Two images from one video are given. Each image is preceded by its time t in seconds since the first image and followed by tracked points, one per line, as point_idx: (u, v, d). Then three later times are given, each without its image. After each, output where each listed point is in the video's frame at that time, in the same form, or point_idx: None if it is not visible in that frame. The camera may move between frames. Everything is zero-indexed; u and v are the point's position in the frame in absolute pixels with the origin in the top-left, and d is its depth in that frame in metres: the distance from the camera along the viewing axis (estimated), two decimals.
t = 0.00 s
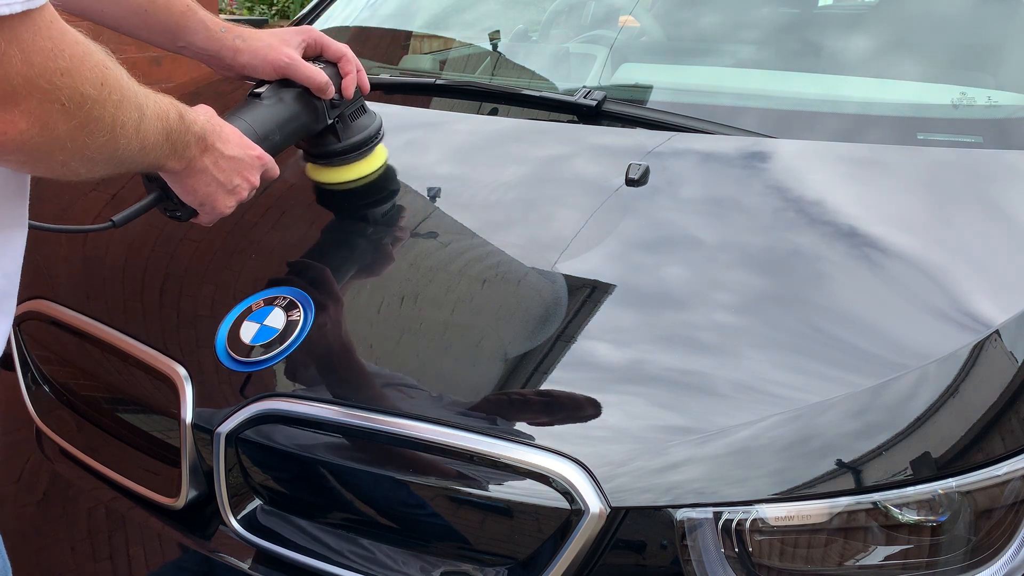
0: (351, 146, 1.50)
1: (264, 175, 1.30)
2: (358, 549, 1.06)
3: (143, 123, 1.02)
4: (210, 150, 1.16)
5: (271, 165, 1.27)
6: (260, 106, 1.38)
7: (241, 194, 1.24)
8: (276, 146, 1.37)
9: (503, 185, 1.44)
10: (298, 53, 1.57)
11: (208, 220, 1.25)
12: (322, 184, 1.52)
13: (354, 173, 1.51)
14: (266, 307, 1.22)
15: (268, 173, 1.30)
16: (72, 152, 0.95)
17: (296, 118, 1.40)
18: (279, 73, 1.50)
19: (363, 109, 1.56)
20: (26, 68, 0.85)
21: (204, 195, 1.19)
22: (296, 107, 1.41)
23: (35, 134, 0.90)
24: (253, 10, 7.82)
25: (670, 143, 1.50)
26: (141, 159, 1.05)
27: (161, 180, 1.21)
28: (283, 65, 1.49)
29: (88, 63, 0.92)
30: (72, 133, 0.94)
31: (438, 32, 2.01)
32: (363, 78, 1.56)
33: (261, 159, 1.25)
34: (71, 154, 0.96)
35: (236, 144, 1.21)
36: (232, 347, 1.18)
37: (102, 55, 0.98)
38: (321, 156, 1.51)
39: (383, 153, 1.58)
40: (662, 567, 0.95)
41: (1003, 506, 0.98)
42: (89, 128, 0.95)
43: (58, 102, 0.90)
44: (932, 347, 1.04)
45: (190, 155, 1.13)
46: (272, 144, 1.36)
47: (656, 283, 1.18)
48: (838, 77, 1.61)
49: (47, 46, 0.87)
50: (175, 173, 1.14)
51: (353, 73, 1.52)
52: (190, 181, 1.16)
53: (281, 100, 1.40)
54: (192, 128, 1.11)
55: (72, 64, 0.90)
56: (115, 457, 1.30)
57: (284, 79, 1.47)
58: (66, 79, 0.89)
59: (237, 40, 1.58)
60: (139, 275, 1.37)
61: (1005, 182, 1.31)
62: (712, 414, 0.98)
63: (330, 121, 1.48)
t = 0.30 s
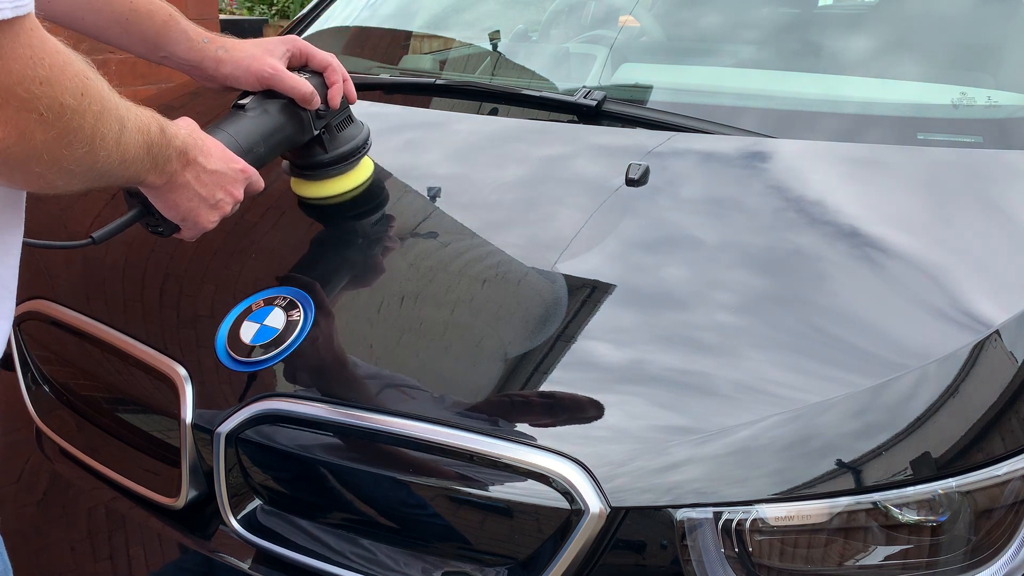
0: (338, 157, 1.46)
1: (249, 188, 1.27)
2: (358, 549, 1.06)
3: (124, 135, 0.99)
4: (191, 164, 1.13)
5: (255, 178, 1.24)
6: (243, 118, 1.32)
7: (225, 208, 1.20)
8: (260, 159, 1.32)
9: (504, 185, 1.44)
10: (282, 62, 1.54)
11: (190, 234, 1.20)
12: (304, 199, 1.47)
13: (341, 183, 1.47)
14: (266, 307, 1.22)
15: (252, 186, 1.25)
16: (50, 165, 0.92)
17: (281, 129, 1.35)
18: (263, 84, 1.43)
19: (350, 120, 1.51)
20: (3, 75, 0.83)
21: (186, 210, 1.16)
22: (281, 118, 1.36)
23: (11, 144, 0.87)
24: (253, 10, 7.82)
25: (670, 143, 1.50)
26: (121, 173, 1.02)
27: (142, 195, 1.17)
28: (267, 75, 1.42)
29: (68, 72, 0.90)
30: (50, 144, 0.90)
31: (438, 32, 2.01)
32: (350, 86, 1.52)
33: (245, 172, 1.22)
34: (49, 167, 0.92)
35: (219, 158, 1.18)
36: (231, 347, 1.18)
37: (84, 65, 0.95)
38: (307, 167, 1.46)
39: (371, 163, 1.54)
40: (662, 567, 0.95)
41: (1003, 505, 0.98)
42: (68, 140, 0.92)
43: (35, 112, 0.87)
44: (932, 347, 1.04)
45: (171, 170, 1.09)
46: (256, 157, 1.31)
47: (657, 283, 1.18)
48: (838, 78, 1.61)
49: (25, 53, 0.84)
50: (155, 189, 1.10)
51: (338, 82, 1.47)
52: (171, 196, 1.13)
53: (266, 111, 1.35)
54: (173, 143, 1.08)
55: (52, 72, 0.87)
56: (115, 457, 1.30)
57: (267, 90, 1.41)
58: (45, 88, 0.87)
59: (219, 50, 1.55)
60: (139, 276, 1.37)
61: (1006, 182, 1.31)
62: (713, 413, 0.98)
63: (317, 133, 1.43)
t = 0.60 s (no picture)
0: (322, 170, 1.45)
1: (233, 207, 1.24)
2: (358, 549, 1.06)
3: (109, 154, 0.97)
4: (174, 187, 1.10)
5: (238, 197, 1.22)
6: (225, 135, 1.31)
7: (209, 230, 1.18)
8: (244, 175, 1.31)
9: (504, 185, 1.44)
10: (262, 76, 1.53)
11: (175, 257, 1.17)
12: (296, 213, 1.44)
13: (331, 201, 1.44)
14: (266, 307, 1.22)
15: (236, 205, 1.24)
16: (33, 181, 0.90)
17: (265, 144, 1.35)
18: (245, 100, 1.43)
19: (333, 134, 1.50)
20: None
21: (170, 233, 1.13)
22: (265, 134, 1.35)
23: None
24: (253, 10, 7.82)
25: (670, 143, 1.50)
26: (105, 192, 0.99)
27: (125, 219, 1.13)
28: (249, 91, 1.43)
29: (55, 85, 0.88)
30: (33, 159, 0.88)
31: (438, 32, 2.01)
32: (332, 99, 1.52)
33: (228, 191, 1.20)
34: (32, 183, 0.90)
35: (202, 179, 1.16)
36: (231, 347, 1.18)
37: (71, 81, 0.94)
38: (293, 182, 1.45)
39: (362, 175, 1.51)
40: (662, 567, 0.95)
41: (1003, 506, 0.98)
42: (53, 154, 0.89)
43: (20, 125, 0.85)
44: (932, 347, 1.04)
45: (153, 192, 1.07)
46: (240, 174, 1.30)
47: (658, 283, 1.18)
48: (838, 78, 1.61)
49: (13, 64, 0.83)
50: (137, 212, 1.08)
51: (320, 94, 1.48)
52: (154, 220, 1.10)
53: (248, 127, 1.34)
54: (157, 164, 1.06)
55: (39, 84, 0.86)
56: (115, 457, 1.30)
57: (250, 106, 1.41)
58: (32, 100, 0.85)
59: (198, 66, 1.54)
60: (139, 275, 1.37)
61: (1006, 182, 1.31)
62: (713, 413, 0.98)
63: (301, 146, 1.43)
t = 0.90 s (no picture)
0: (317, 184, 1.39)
1: (221, 228, 1.21)
2: (358, 549, 1.06)
3: (95, 171, 0.94)
4: (158, 211, 1.07)
5: (226, 217, 1.19)
6: (210, 153, 1.27)
7: (196, 253, 1.15)
8: (231, 195, 1.27)
9: (505, 185, 1.44)
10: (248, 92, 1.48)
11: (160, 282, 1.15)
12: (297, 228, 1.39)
13: (330, 213, 1.40)
14: (266, 307, 1.22)
15: (225, 225, 1.20)
16: (19, 196, 0.86)
17: (252, 161, 1.30)
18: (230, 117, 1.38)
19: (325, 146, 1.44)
20: None
21: (154, 258, 1.10)
22: (251, 150, 1.30)
23: None
24: (253, 10, 7.83)
25: (670, 143, 1.50)
26: (90, 211, 0.96)
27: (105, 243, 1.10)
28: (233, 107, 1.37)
29: (46, 97, 0.85)
30: (21, 172, 0.85)
31: (438, 32, 2.01)
32: (322, 111, 1.47)
33: (215, 213, 1.16)
34: (17, 198, 0.86)
35: (186, 202, 1.12)
36: (231, 347, 1.18)
37: (62, 95, 0.91)
38: (286, 197, 1.39)
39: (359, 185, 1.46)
40: (662, 567, 0.95)
41: (1003, 505, 0.98)
42: (41, 168, 0.86)
43: (9, 135, 0.82)
44: (932, 347, 1.04)
45: (136, 217, 1.03)
46: (226, 193, 1.26)
47: (659, 284, 1.18)
48: (838, 78, 1.61)
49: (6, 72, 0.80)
50: (118, 236, 1.04)
51: (309, 108, 1.42)
52: (137, 245, 1.07)
53: (235, 143, 1.29)
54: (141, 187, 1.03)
55: (30, 94, 0.83)
56: (115, 457, 1.30)
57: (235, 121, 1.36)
58: (22, 110, 0.82)
59: (183, 80, 1.50)
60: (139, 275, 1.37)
61: (1006, 182, 1.31)
62: (713, 413, 0.98)
63: (292, 161, 1.37)
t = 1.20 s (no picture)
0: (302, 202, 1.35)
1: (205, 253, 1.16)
2: (358, 550, 1.06)
3: (84, 193, 0.91)
4: (140, 240, 1.02)
5: (211, 243, 1.14)
6: (191, 175, 1.21)
7: (180, 280, 1.09)
8: (214, 218, 1.21)
9: (505, 185, 1.44)
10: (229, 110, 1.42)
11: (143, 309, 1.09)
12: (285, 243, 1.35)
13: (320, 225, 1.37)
14: (266, 307, 1.22)
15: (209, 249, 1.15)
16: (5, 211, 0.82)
17: (237, 183, 1.25)
18: (211, 136, 1.31)
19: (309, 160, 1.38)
20: None
21: (137, 288, 1.05)
22: (234, 170, 1.25)
23: None
24: (253, 10, 7.83)
25: (670, 143, 1.50)
26: (75, 234, 0.91)
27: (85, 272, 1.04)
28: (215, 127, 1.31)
29: (42, 110, 0.82)
30: (9, 186, 0.81)
31: (438, 32, 2.01)
32: (305, 127, 1.42)
33: (199, 238, 1.12)
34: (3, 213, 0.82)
35: (170, 229, 1.07)
36: (231, 347, 1.18)
37: (57, 112, 0.88)
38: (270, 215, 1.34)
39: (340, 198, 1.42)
40: (662, 567, 0.95)
41: (1002, 505, 0.98)
42: (32, 183, 0.83)
43: (3, 146, 0.79)
44: (932, 347, 1.04)
45: (119, 246, 0.99)
46: (209, 217, 1.20)
47: (660, 284, 1.18)
48: (838, 78, 1.61)
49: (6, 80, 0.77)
50: (98, 266, 0.99)
51: (292, 125, 1.37)
52: (119, 276, 1.02)
53: (217, 165, 1.24)
54: (124, 214, 0.99)
55: (27, 105, 0.80)
56: (114, 456, 1.30)
57: (216, 141, 1.30)
58: (18, 120, 0.79)
59: (161, 100, 1.42)
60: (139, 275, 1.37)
61: (1006, 183, 1.31)
62: (714, 413, 0.98)
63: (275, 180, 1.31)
